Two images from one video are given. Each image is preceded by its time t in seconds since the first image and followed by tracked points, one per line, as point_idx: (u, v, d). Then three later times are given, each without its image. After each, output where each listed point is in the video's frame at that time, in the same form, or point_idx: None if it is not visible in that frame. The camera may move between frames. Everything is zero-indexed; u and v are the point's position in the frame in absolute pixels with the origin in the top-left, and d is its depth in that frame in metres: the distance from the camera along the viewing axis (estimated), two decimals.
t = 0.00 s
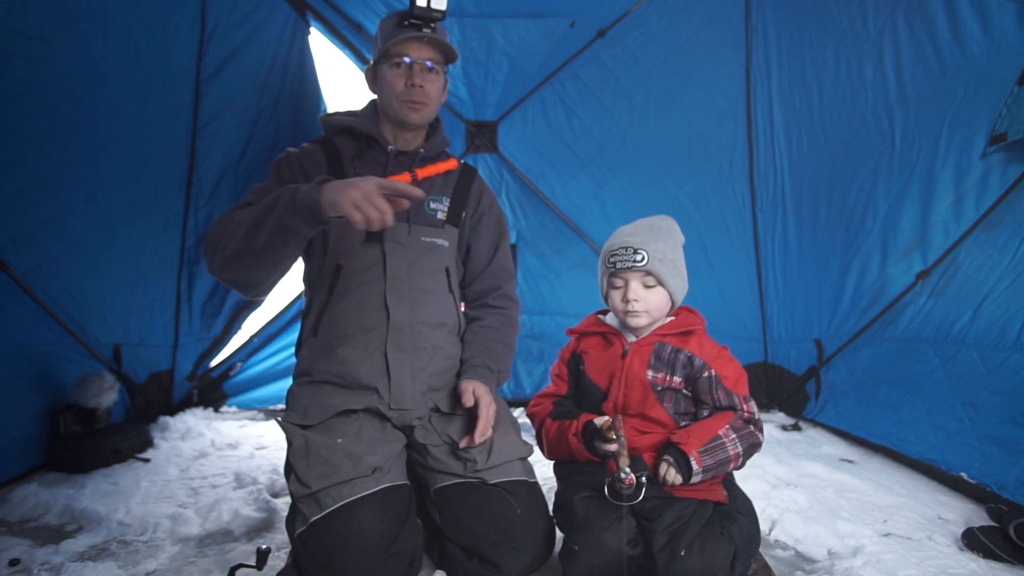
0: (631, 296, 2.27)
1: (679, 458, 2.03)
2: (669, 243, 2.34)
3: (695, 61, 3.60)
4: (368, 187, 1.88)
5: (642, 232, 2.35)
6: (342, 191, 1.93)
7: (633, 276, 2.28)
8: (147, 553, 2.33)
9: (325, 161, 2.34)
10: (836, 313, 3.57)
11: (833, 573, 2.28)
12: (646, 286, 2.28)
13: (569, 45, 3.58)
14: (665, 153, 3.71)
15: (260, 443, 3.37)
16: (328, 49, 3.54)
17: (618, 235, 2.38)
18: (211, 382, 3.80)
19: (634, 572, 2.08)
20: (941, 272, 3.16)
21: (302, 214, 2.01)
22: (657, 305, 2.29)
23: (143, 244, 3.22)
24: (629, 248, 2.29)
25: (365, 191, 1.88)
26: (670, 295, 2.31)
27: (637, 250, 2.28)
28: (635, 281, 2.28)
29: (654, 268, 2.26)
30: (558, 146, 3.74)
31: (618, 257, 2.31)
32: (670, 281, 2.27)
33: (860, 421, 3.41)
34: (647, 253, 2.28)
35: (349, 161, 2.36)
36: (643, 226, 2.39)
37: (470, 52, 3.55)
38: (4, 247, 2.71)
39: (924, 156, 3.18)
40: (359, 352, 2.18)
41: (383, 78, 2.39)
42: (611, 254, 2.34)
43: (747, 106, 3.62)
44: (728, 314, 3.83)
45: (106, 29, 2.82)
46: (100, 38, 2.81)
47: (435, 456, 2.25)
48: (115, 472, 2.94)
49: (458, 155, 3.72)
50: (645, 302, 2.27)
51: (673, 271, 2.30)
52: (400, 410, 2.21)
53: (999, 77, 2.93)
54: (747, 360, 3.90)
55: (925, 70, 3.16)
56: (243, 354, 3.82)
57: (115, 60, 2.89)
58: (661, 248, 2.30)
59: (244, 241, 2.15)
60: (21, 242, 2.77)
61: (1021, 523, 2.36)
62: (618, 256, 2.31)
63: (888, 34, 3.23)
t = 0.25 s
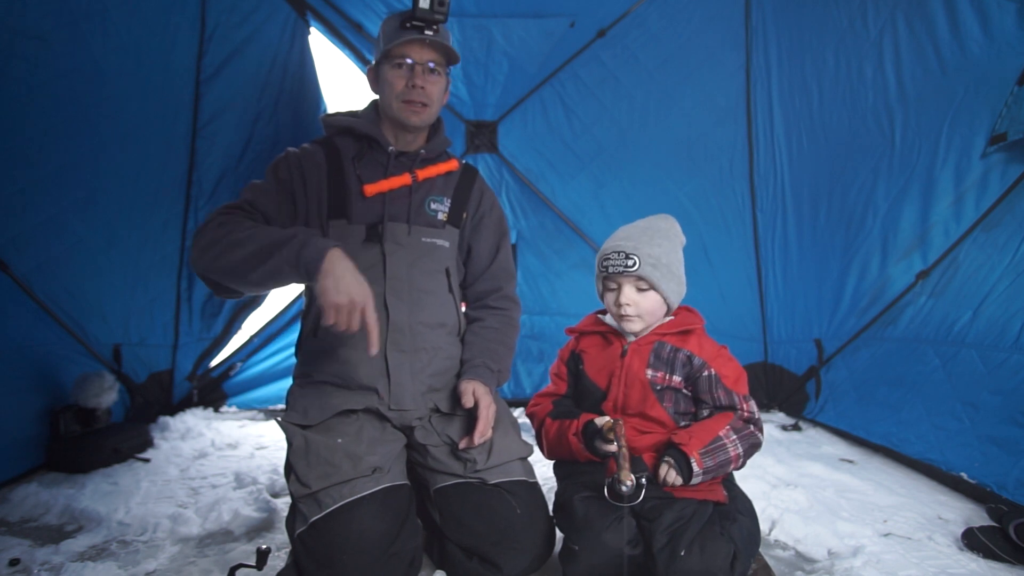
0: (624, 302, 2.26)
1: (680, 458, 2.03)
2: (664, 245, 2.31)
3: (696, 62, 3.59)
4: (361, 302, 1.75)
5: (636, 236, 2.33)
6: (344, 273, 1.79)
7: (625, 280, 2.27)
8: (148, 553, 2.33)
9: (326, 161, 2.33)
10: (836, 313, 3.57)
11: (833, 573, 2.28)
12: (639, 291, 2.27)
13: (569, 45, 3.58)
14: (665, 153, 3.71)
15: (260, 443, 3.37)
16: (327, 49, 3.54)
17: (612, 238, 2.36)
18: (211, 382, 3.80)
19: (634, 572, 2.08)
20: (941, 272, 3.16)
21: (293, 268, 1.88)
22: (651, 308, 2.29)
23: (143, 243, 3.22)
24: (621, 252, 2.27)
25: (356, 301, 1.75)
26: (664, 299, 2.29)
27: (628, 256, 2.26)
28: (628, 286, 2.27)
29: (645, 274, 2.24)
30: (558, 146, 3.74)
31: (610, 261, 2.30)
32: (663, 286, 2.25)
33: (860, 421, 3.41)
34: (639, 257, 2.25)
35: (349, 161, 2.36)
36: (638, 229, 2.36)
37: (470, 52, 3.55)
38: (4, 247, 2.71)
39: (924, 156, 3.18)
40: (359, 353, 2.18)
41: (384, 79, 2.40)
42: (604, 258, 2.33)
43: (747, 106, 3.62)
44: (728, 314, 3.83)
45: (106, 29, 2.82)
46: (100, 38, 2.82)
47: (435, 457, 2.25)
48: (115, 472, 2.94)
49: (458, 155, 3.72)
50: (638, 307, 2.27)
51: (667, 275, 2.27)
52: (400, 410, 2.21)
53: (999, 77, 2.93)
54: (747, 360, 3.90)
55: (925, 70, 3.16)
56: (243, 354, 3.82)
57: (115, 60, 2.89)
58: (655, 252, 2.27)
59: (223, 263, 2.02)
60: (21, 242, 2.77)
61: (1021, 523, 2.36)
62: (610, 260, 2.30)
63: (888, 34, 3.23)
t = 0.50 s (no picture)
0: (625, 301, 2.26)
1: (679, 458, 2.03)
2: (665, 246, 2.31)
3: (696, 62, 3.59)
4: (363, 205, 1.71)
5: (637, 237, 2.33)
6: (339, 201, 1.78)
7: (626, 280, 2.27)
8: (148, 553, 2.33)
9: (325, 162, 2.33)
10: (836, 313, 3.57)
11: (833, 573, 2.28)
12: (640, 290, 2.27)
13: (569, 45, 3.58)
14: (665, 153, 3.71)
15: (260, 443, 3.37)
16: (327, 49, 3.54)
17: (614, 239, 2.37)
18: (211, 382, 3.79)
19: (634, 572, 2.08)
20: (941, 272, 3.16)
21: (296, 229, 1.89)
22: (652, 308, 2.28)
23: (143, 243, 3.22)
24: (623, 252, 2.28)
25: (359, 207, 1.71)
26: (665, 300, 2.29)
27: (630, 255, 2.26)
28: (629, 286, 2.27)
29: (646, 273, 2.24)
30: (558, 146, 3.74)
31: (611, 261, 2.30)
32: (664, 286, 2.25)
33: (861, 421, 3.41)
34: (640, 257, 2.26)
35: (349, 161, 2.36)
36: (640, 230, 2.37)
37: (470, 52, 3.55)
38: (4, 247, 2.71)
39: (924, 156, 3.18)
40: (359, 353, 2.18)
41: (383, 78, 2.40)
42: (605, 258, 2.33)
43: (747, 106, 3.62)
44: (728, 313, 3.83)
45: (106, 29, 2.82)
46: (100, 38, 2.82)
47: (435, 456, 2.25)
48: (115, 472, 2.94)
49: (458, 155, 3.72)
50: (639, 306, 2.26)
51: (668, 275, 2.27)
52: (400, 410, 2.21)
53: (999, 77, 2.93)
54: (747, 360, 3.89)
55: (925, 70, 3.16)
56: (243, 354, 3.82)
57: (115, 60, 2.89)
58: (656, 252, 2.28)
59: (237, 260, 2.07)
60: (21, 242, 2.77)
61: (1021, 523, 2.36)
62: (611, 260, 2.30)
63: (888, 34, 3.23)
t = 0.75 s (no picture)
0: (626, 301, 2.25)
1: (680, 459, 2.03)
2: (666, 247, 2.31)
3: (696, 62, 3.59)
4: (371, 294, 1.78)
5: (638, 237, 2.33)
6: (349, 273, 1.81)
7: (627, 280, 2.27)
8: (147, 553, 2.33)
9: (326, 163, 2.33)
10: (836, 313, 3.57)
11: (834, 573, 2.28)
12: (641, 291, 2.26)
13: (569, 45, 3.58)
14: (665, 153, 3.71)
15: (260, 443, 3.37)
16: (327, 49, 3.54)
17: (615, 239, 2.36)
18: (212, 382, 3.79)
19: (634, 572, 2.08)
20: (941, 272, 3.16)
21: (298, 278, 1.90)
22: (653, 309, 2.28)
23: (143, 243, 3.22)
24: (624, 252, 2.27)
25: (366, 295, 1.77)
26: (666, 300, 2.29)
27: (632, 255, 2.25)
28: (630, 286, 2.26)
29: (648, 274, 2.24)
30: (558, 146, 3.74)
31: (612, 261, 2.29)
32: (665, 286, 2.25)
33: (861, 421, 3.41)
34: (642, 258, 2.25)
35: (349, 162, 2.35)
36: (640, 230, 2.36)
37: (470, 52, 3.55)
38: (4, 247, 2.71)
39: (924, 156, 3.18)
40: (359, 354, 2.18)
41: (382, 81, 2.40)
42: (606, 258, 2.32)
43: (747, 106, 3.62)
44: (728, 313, 3.83)
45: (106, 29, 2.82)
46: (100, 38, 2.82)
47: (435, 457, 2.25)
48: (115, 472, 2.94)
49: (458, 155, 3.72)
50: (640, 307, 2.26)
51: (669, 275, 2.27)
52: (400, 410, 2.21)
53: (999, 77, 2.93)
54: (747, 360, 3.90)
55: (925, 70, 3.16)
56: (243, 354, 3.82)
57: (115, 60, 2.90)
58: (657, 252, 2.28)
59: (234, 277, 2.04)
60: (21, 242, 2.78)
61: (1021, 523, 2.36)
62: (612, 260, 2.29)
63: (888, 34, 3.23)
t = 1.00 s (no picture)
0: (637, 303, 2.27)
1: (681, 457, 2.04)
2: (675, 249, 2.32)
3: (696, 62, 3.59)
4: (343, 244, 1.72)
5: (648, 237, 2.32)
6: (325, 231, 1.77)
7: (639, 282, 2.27)
8: (147, 552, 2.33)
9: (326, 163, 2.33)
10: (836, 313, 3.57)
11: (833, 573, 2.28)
12: (652, 293, 2.27)
13: (569, 45, 3.58)
14: (665, 153, 3.71)
15: (260, 443, 3.37)
16: (328, 49, 3.54)
17: (624, 238, 2.35)
18: (212, 382, 3.79)
19: (634, 572, 2.08)
20: (941, 271, 3.16)
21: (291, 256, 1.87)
22: (662, 310, 2.30)
23: (143, 243, 3.22)
24: (637, 254, 2.27)
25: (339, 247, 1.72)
26: (674, 300, 2.30)
27: (645, 258, 2.25)
28: (641, 288, 2.27)
29: (661, 277, 2.25)
30: (558, 146, 3.74)
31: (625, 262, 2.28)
32: (676, 288, 2.27)
33: (860, 421, 3.41)
34: (655, 260, 2.26)
35: (349, 162, 2.36)
36: (647, 230, 2.36)
37: (470, 52, 3.55)
38: (3, 247, 2.71)
39: (924, 156, 3.18)
40: (358, 353, 2.18)
41: (381, 77, 2.40)
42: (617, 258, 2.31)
43: (746, 106, 3.62)
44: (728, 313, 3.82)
45: (106, 29, 2.82)
46: (100, 38, 2.82)
47: (435, 456, 2.25)
48: (115, 472, 2.94)
49: (458, 155, 3.72)
50: (650, 309, 2.27)
51: (679, 278, 2.29)
52: (400, 411, 2.21)
53: (998, 76, 2.93)
54: (747, 360, 3.89)
55: (925, 70, 3.16)
56: (243, 354, 3.82)
57: (115, 60, 2.89)
58: (669, 254, 2.28)
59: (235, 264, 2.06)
60: (21, 242, 2.78)
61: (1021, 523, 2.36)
62: (625, 261, 2.28)
63: (888, 34, 3.23)
